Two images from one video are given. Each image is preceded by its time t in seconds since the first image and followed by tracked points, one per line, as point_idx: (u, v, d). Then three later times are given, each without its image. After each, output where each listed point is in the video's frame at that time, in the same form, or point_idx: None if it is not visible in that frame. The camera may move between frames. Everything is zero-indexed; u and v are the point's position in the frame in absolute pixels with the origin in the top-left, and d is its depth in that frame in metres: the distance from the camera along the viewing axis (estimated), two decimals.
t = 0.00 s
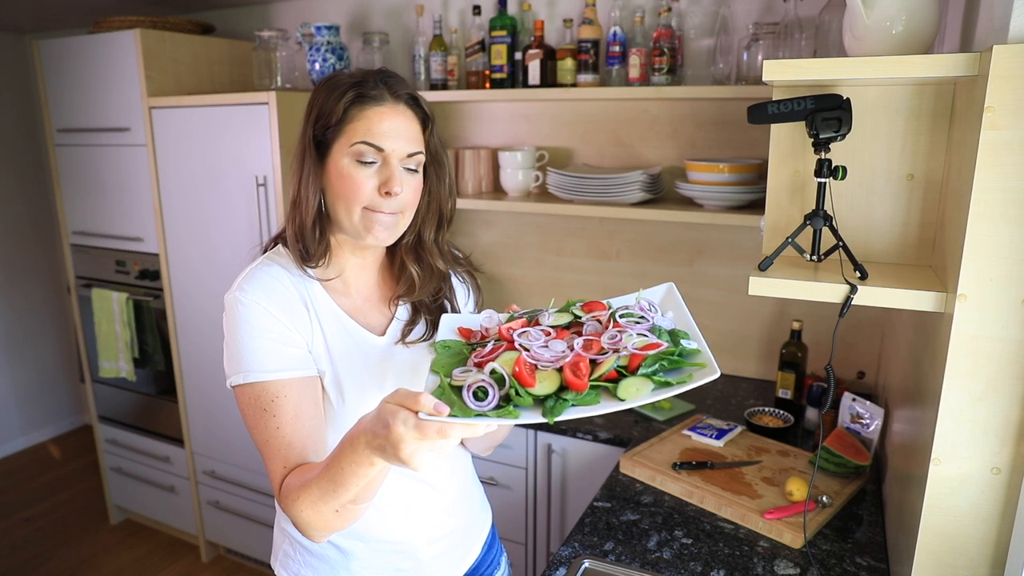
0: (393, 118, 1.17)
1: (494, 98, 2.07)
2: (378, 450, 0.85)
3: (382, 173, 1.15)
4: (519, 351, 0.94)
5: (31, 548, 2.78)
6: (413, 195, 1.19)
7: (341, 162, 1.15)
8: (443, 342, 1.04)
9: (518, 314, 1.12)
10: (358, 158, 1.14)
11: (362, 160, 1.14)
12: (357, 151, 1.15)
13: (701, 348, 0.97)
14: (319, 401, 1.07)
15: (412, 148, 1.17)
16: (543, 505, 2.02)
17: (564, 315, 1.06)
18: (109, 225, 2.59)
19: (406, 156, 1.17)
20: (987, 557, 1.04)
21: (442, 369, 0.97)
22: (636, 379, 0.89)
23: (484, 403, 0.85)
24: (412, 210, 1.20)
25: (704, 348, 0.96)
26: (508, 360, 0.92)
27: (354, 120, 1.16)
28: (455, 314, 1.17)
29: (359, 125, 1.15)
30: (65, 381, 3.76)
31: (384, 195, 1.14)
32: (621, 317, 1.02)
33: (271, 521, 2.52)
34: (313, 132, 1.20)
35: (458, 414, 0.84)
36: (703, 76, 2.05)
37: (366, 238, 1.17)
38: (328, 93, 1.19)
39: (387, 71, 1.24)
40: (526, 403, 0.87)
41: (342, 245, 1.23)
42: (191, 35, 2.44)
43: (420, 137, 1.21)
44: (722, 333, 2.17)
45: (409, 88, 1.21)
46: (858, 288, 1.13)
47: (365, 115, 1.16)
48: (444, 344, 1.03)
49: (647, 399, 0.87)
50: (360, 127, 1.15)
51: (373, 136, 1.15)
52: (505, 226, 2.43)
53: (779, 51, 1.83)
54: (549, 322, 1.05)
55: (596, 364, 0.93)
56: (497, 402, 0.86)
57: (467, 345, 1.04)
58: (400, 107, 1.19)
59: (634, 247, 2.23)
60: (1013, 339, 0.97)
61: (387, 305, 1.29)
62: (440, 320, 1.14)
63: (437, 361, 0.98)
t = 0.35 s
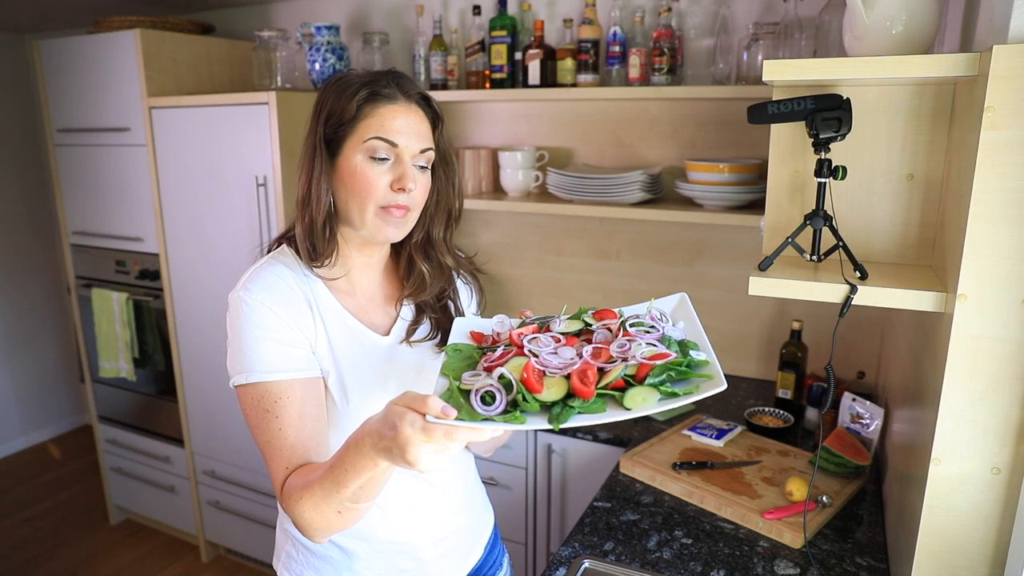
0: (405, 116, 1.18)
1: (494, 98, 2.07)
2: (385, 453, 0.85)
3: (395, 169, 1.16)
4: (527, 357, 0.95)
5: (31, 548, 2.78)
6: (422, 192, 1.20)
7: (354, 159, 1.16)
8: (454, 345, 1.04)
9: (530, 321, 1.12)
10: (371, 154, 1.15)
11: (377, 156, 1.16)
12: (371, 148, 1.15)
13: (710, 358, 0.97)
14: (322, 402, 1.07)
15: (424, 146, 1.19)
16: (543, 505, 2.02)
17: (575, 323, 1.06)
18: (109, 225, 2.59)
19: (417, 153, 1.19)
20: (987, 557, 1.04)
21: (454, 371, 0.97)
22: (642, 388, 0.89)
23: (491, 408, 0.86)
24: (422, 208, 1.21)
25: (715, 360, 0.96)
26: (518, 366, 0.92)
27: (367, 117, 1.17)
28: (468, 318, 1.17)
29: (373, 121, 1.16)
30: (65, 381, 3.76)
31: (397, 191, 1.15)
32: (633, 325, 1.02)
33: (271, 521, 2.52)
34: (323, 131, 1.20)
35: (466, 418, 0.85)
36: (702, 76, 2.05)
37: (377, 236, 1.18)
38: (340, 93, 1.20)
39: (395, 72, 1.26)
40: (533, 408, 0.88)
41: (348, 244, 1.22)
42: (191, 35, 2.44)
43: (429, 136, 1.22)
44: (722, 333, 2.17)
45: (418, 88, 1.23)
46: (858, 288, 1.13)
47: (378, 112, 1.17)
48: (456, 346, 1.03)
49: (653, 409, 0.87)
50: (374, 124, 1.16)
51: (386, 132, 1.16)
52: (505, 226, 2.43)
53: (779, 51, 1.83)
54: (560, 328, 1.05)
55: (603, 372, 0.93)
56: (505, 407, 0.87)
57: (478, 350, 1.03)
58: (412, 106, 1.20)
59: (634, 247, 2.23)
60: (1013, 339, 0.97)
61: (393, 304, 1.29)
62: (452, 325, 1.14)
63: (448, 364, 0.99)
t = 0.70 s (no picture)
0: (437, 128, 1.17)
1: (494, 98, 2.07)
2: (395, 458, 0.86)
3: (428, 180, 1.16)
4: (538, 372, 0.96)
5: (30, 548, 2.78)
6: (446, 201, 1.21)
7: (388, 168, 1.14)
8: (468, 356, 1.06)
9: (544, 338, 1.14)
10: (405, 164, 1.14)
11: (411, 168, 1.15)
12: (405, 159, 1.14)
13: (718, 382, 0.96)
14: (330, 404, 1.07)
15: (450, 158, 1.20)
16: (543, 505, 2.02)
17: (587, 342, 1.08)
18: (109, 225, 2.59)
19: (444, 164, 1.19)
20: (987, 557, 1.04)
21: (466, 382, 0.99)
22: (648, 407, 0.90)
23: (500, 418, 0.87)
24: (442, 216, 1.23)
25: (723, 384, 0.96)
26: (528, 380, 0.94)
27: (401, 128, 1.15)
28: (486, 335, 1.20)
29: (407, 133, 1.15)
30: (65, 381, 3.76)
31: (428, 202, 1.16)
32: (645, 347, 1.03)
33: (271, 521, 2.52)
34: (354, 138, 1.15)
35: (474, 427, 0.86)
36: (702, 76, 2.05)
37: (404, 242, 1.18)
38: (372, 101, 1.16)
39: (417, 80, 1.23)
40: (540, 421, 0.89)
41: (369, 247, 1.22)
42: (191, 35, 2.44)
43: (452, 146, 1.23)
44: (721, 333, 2.17)
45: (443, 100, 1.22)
46: (858, 288, 1.13)
47: (412, 124, 1.15)
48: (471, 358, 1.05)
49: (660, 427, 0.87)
50: (408, 136, 1.14)
51: (421, 144, 1.15)
52: (505, 226, 2.43)
53: (779, 51, 1.84)
54: (574, 348, 1.07)
55: (611, 390, 0.94)
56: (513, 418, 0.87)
57: (491, 362, 1.05)
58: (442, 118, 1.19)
59: (634, 247, 2.23)
60: (1013, 339, 0.97)
61: (401, 306, 1.29)
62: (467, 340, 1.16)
63: (460, 375, 1.00)
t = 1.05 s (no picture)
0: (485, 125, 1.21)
1: (494, 98, 2.07)
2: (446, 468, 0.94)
3: (486, 175, 1.21)
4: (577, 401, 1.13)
5: (30, 548, 2.78)
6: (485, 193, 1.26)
7: (456, 165, 1.15)
8: (518, 383, 1.24)
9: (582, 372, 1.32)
10: (474, 161, 1.17)
11: (475, 163, 1.18)
12: (474, 156, 1.17)
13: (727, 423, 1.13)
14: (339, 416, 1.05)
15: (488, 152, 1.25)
16: (543, 504, 2.01)
17: (619, 381, 1.26)
18: (109, 226, 2.59)
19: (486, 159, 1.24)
20: (987, 557, 1.04)
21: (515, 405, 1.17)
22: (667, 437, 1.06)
23: (544, 437, 1.05)
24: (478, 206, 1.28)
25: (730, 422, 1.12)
26: (569, 407, 1.11)
27: (468, 127, 1.16)
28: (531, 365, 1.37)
29: (473, 132, 1.17)
30: (65, 381, 3.76)
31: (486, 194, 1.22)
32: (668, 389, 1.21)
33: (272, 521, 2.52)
34: (423, 136, 1.11)
35: (521, 441, 1.04)
36: (702, 76, 2.05)
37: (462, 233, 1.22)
38: (437, 102, 1.12)
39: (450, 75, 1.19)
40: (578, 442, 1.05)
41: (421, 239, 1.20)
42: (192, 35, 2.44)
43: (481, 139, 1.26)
44: (722, 333, 2.17)
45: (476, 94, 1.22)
46: (858, 288, 1.13)
47: (475, 122, 1.17)
48: (520, 387, 1.23)
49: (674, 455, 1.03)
50: (474, 134, 1.17)
51: (483, 142, 1.19)
52: (505, 226, 2.43)
53: (779, 51, 1.84)
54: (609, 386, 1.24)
55: (637, 422, 1.11)
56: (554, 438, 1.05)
57: (537, 390, 1.23)
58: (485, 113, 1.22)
59: (634, 247, 2.23)
60: (1013, 339, 0.97)
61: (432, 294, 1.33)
62: (516, 366, 1.34)
63: (511, 399, 1.19)
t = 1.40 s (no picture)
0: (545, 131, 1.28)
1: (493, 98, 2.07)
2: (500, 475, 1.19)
3: (545, 177, 1.28)
4: (609, 451, 1.36)
5: (31, 547, 2.78)
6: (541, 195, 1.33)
7: (519, 167, 1.22)
8: (563, 425, 1.48)
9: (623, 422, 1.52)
10: (534, 164, 1.25)
11: (534, 166, 1.25)
12: (535, 159, 1.25)
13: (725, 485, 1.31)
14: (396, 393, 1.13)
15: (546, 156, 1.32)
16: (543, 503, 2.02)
17: (647, 433, 1.45)
18: (110, 226, 2.59)
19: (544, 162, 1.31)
20: (987, 557, 1.04)
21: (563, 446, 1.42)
22: (674, 491, 1.28)
23: (579, 478, 1.30)
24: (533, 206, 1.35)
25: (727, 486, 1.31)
26: (602, 455, 1.35)
27: (531, 132, 1.23)
28: (578, 407, 1.59)
29: (535, 137, 1.24)
30: (66, 381, 3.76)
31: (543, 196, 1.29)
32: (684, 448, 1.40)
33: (272, 521, 2.52)
34: (491, 141, 1.19)
35: (560, 479, 1.31)
36: (702, 76, 2.05)
37: (520, 231, 1.29)
38: (503, 109, 1.21)
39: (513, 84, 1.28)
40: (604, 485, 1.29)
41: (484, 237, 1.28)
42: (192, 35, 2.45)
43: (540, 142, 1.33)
44: (721, 333, 2.17)
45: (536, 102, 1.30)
46: (858, 288, 1.13)
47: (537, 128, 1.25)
48: (569, 428, 1.47)
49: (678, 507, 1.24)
50: (536, 139, 1.24)
51: (543, 146, 1.26)
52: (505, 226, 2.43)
53: (779, 51, 1.84)
54: (636, 437, 1.44)
55: (654, 474, 1.32)
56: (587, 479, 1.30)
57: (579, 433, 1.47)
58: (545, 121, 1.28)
59: (634, 246, 2.23)
60: (1013, 339, 0.97)
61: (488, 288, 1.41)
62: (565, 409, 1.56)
63: (558, 441, 1.44)
